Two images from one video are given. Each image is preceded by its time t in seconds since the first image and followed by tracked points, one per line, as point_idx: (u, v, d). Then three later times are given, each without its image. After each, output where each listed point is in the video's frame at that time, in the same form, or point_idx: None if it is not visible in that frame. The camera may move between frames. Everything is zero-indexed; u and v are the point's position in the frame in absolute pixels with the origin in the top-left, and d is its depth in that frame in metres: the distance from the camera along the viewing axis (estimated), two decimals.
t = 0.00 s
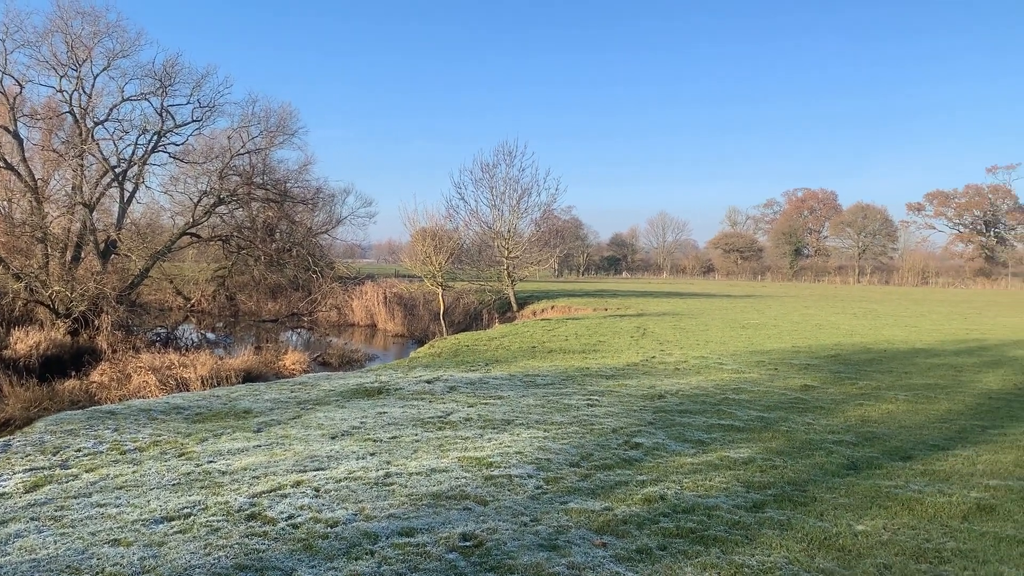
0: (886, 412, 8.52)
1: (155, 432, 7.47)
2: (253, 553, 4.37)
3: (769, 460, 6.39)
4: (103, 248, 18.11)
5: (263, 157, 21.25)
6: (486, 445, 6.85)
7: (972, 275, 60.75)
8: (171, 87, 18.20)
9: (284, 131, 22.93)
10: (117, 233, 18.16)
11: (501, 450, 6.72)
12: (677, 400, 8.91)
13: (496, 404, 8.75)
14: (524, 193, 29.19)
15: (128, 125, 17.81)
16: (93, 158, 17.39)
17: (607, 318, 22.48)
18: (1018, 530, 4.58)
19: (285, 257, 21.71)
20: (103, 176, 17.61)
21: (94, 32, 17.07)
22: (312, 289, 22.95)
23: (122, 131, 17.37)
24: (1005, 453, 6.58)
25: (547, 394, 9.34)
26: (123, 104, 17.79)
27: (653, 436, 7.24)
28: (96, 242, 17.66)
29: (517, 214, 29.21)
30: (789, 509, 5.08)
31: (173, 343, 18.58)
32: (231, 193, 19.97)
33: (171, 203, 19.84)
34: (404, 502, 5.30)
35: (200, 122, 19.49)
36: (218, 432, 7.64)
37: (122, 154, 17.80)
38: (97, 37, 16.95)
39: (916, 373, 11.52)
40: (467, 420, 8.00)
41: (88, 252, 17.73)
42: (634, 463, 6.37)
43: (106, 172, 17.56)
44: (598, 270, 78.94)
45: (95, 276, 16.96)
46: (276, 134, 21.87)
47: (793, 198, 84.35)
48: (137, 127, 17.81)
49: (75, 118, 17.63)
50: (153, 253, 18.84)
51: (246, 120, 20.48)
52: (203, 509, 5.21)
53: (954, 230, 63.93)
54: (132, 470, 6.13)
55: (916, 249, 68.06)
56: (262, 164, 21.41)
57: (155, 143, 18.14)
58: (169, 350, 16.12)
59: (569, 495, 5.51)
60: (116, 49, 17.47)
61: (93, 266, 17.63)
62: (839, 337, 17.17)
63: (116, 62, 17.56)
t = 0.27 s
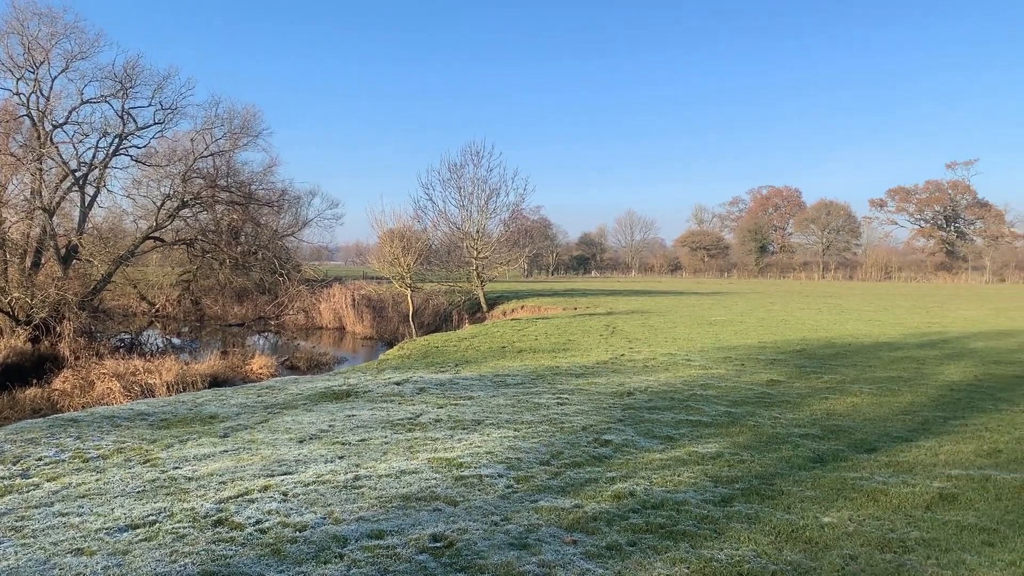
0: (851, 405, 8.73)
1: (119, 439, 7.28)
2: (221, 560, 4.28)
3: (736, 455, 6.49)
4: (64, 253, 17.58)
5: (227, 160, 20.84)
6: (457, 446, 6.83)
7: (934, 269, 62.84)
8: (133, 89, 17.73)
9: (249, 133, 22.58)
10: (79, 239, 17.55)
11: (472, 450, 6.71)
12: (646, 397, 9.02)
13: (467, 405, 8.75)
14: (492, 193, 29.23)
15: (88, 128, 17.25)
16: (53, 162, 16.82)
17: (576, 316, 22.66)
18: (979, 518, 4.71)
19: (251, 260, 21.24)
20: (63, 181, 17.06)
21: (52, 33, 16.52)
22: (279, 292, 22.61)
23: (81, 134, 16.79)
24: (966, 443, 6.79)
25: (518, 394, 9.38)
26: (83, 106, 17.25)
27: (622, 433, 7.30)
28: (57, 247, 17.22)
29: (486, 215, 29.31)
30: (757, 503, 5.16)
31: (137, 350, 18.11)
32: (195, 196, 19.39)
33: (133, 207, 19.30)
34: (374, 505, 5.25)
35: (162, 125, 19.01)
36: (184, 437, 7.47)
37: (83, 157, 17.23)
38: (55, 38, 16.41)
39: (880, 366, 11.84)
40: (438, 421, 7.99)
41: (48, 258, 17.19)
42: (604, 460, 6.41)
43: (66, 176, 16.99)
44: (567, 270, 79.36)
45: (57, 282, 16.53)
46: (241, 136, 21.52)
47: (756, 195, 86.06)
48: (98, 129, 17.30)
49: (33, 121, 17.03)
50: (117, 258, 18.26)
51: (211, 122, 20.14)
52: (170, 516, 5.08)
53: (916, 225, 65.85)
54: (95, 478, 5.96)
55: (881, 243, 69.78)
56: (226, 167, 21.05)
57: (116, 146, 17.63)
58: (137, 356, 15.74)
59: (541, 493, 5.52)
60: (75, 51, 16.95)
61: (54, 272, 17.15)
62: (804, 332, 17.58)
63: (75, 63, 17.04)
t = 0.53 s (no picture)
0: (816, 400, 8.91)
1: (78, 447, 6.90)
2: (180, 569, 4.06)
3: (702, 452, 6.55)
4: (23, 258, 17.01)
5: (191, 162, 20.29)
6: (424, 449, 6.69)
7: (896, 265, 64.79)
8: (94, 91, 17.00)
9: (212, 134, 22.06)
10: (39, 242, 16.94)
11: (440, 452, 6.58)
12: (613, 396, 9.05)
13: (434, 407, 8.61)
14: (459, 194, 28.96)
15: (47, 131, 16.51)
16: (9, 165, 16.09)
17: (545, 316, 22.68)
18: (940, 510, 4.83)
19: (216, 263, 20.36)
20: (20, 185, 16.48)
21: (8, 33, 15.67)
22: (244, 295, 22.51)
23: (41, 138, 16.14)
24: (927, 436, 6.99)
25: (485, 395, 9.29)
26: (41, 108, 16.46)
27: (590, 432, 7.28)
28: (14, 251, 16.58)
29: (453, 216, 28.94)
30: (722, 500, 5.20)
31: (99, 356, 17.25)
32: (157, 200, 18.82)
33: (94, 211, 18.69)
34: (340, 509, 5.08)
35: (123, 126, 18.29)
36: (146, 444, 7.13)
37: (42, 160, 16.56)
38: (10, 38, 15.58)
39: (843, 361, 12.17)
40: (405, 424, 7.83)
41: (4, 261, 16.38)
42: (572, 459, 6.37)
43: (23, 180, 16.45)
44: (535, 270, 79.73)
45: (15, 288, 15.96)
46: (204, 138, 21.01)
47: (722, 195, 88.04)
48: (56, 132, 16.56)
49: None
50: (79, 263, 17.58)
51: (174, 125, 19.60)
52: (130, 525, 4.81)
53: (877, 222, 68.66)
54: (53, 487, 5.62)
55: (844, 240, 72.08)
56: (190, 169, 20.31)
57: (76, 149, 16.87)
58: (96, 362, 15.14)
59: (508, 494, 5.44)
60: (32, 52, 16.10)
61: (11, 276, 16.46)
62: (768, 329, 17.98)
63: (32, 64, 16.21)
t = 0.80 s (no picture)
0: (780, 401, 9.08)
1: (31, 458, 6.48)
2: None
3: (667, 454, 6.56)
4: None
5: (152, 167, 19.55)
6: (388, 456, 6.51)
7: (858, 266, 67.42)
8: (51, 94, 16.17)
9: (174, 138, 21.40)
10: None
11: (404, 459, 6.40)
12: (580, 399, 9.03)
13: (399, 412, 8.42)
14: (425, 197, 28.70)
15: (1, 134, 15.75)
16: None
17: (513, 319, 22.64)
18: (900, 509, 4.93)
19: (178, 269, 19.74)
20: None
21: None
22: (209, 301, 21.75)
23: None
24: (888, 435, 7.18)
25: (451, 400, 9.15)
26: None
27: (555, 436, 7.22)
28: None
29: (420, 219, 28.62)
30: (687, 502, 5.21)
31: (59, 364, 16.49)
32: (117, 204, 17.86)
33: (53, 216, 18.07)
34: (301, 518, 4.88)
35: (82, 130, 17.69)
36: (104, 454, 6.74)
37: None
38: None
39: (806, 361, 12.47)
40: (369, 430, 7.62)
41: None
42: (537, 463, 6.30)
43: None
44: (502, 274, 79.83)
45: None
46: (166, 142, 20.35)
47: (687, 197, 89.73)
48: (11, 136, 15.74)
49: None
50: (36, 269, 16.88)
51: (136, 129, 18.87)
52: (84, 538, 4.51)
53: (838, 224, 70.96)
54: (3, 501, 5.24)
55: (807, 242, 74.35)
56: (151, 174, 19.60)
57: (33, 154, 15.99)
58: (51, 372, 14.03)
59: (473, 500, 5.32)
60: None
61: None
62: (732, 330, 18.35)
63: None
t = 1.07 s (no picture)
0: (733, 401, 9.29)
1: None
2: None
3: (623, 455, 6.58)
4: None
5: (102, 170, 18.63)
6: (341, 462, 6.28)
7: (811, 268, 70.33)
8: None
9: (125, 140, 20.56)
10: None
11: (358, 464, 6.18)
12: (537, 401, 9.00)
13: (354, 418, 8.17)
14: (383, 200, 28.29)
15: None
16: None
17: (471, 323, 22.49)
18: (851, 507, 5.07)
19: (130, 274, 18.59)
20: None
21: None
22: (162, 305, 20.56)
23: None
24: (840, 434, 7.42)
25: (407, 404, 8.95)
26: None
27: (512, 439, 7.15)
28: None
29: (378, 223, 28.25)
30: (642, 503, 5.22)
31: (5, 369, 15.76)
32: (66, 208, 16.88)
33: None
34: (251, 526, 4.63)
35: (27, 132, 16.80)
36: (47, 464, 6.29)
37: None
38: None
39: (760, 362, 12.83)
40: (323, 436, 7.34)
41: None
42: (493, 467, 6.21)
43: None
44: (462, 277, 79.55)
45: None
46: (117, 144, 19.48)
47: (645, 201, 91.50)
48: None
49: None
50: None
51: (85, 131, 17.88)
52: (21, 552, 4.17)
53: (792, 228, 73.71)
54: None
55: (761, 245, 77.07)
56: (102, 176, 18.76)
57: None
58: None
59: (427, 505, 5.17)
60: None
61: None
62: (687, 332, 18.76)
63: None
